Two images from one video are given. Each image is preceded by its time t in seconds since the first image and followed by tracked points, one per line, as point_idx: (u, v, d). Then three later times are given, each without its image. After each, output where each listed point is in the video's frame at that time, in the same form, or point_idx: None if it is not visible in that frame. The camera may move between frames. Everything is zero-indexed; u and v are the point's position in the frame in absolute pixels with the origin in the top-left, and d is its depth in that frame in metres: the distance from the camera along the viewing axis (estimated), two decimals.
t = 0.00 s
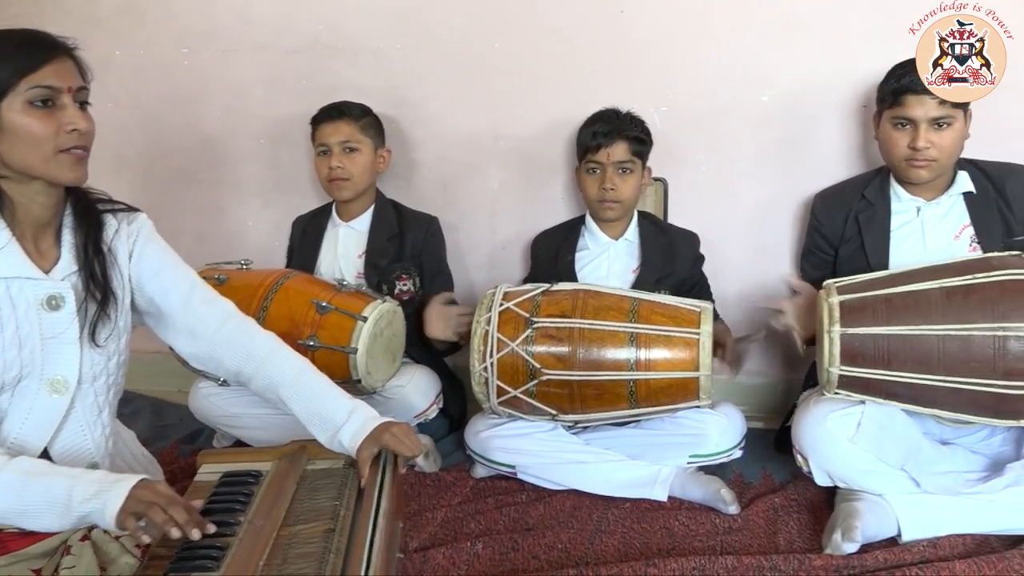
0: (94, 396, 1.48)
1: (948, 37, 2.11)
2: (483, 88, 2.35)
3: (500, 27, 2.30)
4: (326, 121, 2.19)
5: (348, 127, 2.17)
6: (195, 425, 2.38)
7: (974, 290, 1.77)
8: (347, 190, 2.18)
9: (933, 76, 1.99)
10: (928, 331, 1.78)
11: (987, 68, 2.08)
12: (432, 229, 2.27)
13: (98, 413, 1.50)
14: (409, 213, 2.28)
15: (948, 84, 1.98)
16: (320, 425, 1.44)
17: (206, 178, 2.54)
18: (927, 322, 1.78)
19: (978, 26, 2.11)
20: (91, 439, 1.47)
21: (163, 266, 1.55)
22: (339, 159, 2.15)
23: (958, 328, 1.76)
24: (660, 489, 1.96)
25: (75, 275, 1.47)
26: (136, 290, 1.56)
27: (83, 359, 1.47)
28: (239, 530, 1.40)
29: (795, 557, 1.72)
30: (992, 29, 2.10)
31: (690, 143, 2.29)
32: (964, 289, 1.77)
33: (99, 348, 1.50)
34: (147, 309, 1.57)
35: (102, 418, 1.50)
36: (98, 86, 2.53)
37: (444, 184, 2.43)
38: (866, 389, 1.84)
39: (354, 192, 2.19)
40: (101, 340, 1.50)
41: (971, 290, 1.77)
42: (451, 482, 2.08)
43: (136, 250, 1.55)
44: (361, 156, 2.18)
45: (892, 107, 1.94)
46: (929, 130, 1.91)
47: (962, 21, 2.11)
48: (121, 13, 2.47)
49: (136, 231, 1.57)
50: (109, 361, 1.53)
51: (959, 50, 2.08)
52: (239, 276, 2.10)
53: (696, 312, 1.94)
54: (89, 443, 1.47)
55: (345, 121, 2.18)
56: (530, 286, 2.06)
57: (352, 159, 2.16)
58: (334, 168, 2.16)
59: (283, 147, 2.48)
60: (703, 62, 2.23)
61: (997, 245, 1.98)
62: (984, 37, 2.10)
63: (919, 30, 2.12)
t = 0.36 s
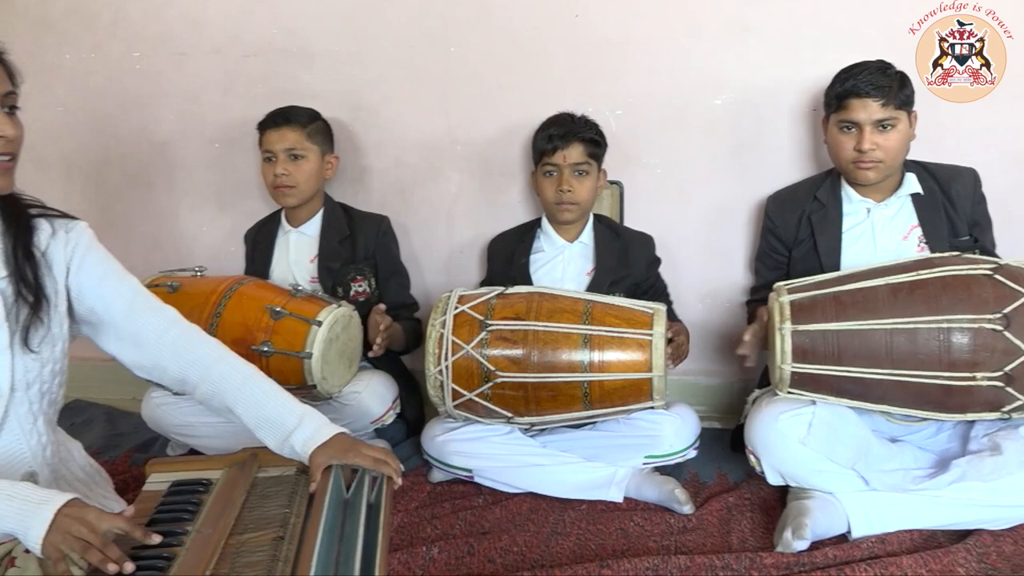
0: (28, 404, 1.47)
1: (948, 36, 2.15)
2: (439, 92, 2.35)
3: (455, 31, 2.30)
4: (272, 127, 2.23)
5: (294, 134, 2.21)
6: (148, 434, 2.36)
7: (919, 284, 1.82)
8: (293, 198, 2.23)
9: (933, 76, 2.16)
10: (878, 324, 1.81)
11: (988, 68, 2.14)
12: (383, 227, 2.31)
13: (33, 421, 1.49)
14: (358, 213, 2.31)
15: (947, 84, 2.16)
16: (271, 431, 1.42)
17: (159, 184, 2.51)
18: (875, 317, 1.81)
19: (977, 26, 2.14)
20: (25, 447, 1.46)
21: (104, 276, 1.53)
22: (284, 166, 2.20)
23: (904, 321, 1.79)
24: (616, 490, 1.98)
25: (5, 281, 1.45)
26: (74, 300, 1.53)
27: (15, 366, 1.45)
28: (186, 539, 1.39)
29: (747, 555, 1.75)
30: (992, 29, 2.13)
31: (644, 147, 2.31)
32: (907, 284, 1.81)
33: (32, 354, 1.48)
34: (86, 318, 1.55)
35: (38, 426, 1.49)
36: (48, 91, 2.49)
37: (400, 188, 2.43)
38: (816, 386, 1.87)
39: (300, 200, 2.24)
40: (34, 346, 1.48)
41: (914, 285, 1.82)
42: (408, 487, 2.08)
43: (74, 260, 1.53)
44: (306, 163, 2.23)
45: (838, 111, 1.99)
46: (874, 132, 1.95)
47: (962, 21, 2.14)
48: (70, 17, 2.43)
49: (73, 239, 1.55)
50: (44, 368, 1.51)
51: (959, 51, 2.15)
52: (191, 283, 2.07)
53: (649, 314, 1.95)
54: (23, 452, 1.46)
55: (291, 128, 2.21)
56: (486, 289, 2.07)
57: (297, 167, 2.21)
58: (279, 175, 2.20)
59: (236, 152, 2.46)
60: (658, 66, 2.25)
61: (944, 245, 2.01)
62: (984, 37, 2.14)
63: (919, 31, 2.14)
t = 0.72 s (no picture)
0: None
1: (948, 35, 2.17)
2: (390, 94, 2.34)
3: (405, 33, 2.30)
4: (218, 128, 2.21)
5: (241, 135, 2.20)
6: (96, 442, 2.32)
7: (863, 285, 1.83)
8: (239, 200, 2.22)
9: (933, 77, 2.19)
10: (822, 327, 1.83)
11: (988, 68, 2.17)
12: (334, 229, 2.29)
13: None
14: (309, 216, 2.30)
15: (947, 84, 2.19)
16: (213, 432, 1.41)
17: (105, 187, 2.47)
18: (819, 319, 1.83)
19: (977, 26, 2.16)
20: None
21: (38, 277, 1.48)
22: (230, 167, 2.19)
23: (847, 322, 1.82)
24: (567, 491, 1.99)
25: None
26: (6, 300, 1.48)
27: None
28: (127, 549, 1.37)
29: (695, 552, 1.77)
30: (992, 28, 2.16)
31: (595, 148, 2.32)
32: (852, 285, 1.83)
33: None
34: (19, 319, 1.50)
35: None
36: None
37: (351, 191, 2.42)
38: (764, 385, 1.89)
39: (248, 201, 2.22)
40: None
41: (860, 286, 1.84)
42: (359, 491, 2.07)
43: (6, 259, 1.47)
44: (253, 165, 2.21)
45: (783, 111, 2.00)
46: (818, 133, 1.97)
47: (961, 22, 2.16)
48: (11, 17, 2.38)
49: (4, 238, 1.49)
50: None
51: (960, 51, 2.18)
52: (137, 288, 2.05)
53: (599, 315, 1.96)
54: None
55: (236, 129, 2.20)
56: (437, 292, 2.06)
57: (243, 168, 2.20)
58: (225, 177, 2.19)
59: (184, 155, 2.43)
60: (609, 68, 2.27)
61: (886, 243, 2.06)
62: (984, 37, 2.16)
63: (919, 30, 2.16)
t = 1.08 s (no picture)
0: None
1: (948, 36, 2.20)
2: (350, 96, 2.33)
3: (365, 36, 2.29)
4: (179, 129, 2.19)
5: (201, 137, 2.18)
6: (51, 450, 2.29)
7: (816, 287, 1.86)
8: (197, 202, 2.19)
9: (933, 77, 2.22)
10: (776, 328, 1.85)
11: (988, 68, 2.21)
12: (293, 236, 2.30)
13: None
14: (267, 222, 2.30)
15: (946, 85, 2.22)
16: (162, 445, 1.41)
17: (61, 192, 2.44)
18: (775, 319, 1.86)
19: (977, 26, 2.20)
20: None
21: None
22: (188, 169, 2.17)
23: (801, 324, 1.84)
24: (528, 492, 1.98)
25: None
26: None
27: None
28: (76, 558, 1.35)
29: (653, 552, 1.78)
30: (992, 29, 2.19)
31: (557, 151, 2.33)
32: (806, 287, 1.85)
33: None
34: None
35: None
36: None
37: (312, 194, 2.41)
38: (719, 385, 1.92)
39: (206, 203, 2.20)
40: None
41: (812, 287, 1.86)
42: (320, 497, 2.05)
43: None
44: (212, 167, 2.19)
45: (739, 115, 2.02)
46: (773, 135, 2.00)
47: (962, 22, 2.20)
48: None
49: None
50: None
51: (959, 51, 2.21)
52: (92, 294, 2.01)
53: (559, 316, 1.97)
54: None
55: (198, 131, 2.18)
56: (396, 295, 2.06)
57: (203, 170, 2.18)
58: (184, 178, 2.17)
59: (141, 159, 2.40)
60: (571, 72, 2.27)
61: (842, 243, 2.08)
62: (984, 37, 2.20)
63: (919, 30, 2.19)
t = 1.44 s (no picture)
0: None
1: (947, 36, 2.24)
2: (305, 95, 2.32)
3: (320, 35, 2.28)
4: (132, 130, 2.15)
5: (156, 138, 2.14)
6: None
7: (768, 284, 1.87)
8: (156, 204, 2.17)
9: (933, 77, 2.26)
10: (730, 324, 1.87)
11: (987, 68, 2.25)
12: (251, 238, 2.27)
13: None
14: (225, 222, 2.28)
15: (946, 85, 2.26)
16: (111, 451, 1.50)
17: (9, 193, 2.40)
18: (728, 316, 1.87)
19: (977, 26, 2.24)
20: None
21: None
22: (145, 171, 2.13)
23: (754, 321, 1.85)
24: (485, 491, 1.98)
25: None
26: None
27: None
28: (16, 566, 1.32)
29: (608, 549, 1.79)
30: (992, 29, 2.24)
31: (514, 150, 2.33)
32: (758, 284, 1.87)
33: None
34: None
35: None
36: None
37: (267, 194, 2.39)
38: (675, 382, 1.93)
39: (164, 206, 2.18)
40: None
41: (764, 285, 1.88)
42: (275, 499, 2.04)
43: None
44: (169, 169, 2.16)
45: (693, 114, 2.04)
46: (727, 136, 2.01)
47: (962, 21, 2.23)
48: None
49: None
50: None
51: (959, 51, 2.25)
52: (40, 296, 1.98)
53: (513, 315, 1.97)
54: None
55: (154, 132, 2.15)
56: (350, 296, 2.06)
57: (159, 172, 2.15)
58: (140, 181, 2.13)
59: (92, 159, 2.37)
60: (531, 72, 2.28)
61: (795, 241, 2.12)
62: (984, 37, 2.24)
63: (919, 30, 2.23)
